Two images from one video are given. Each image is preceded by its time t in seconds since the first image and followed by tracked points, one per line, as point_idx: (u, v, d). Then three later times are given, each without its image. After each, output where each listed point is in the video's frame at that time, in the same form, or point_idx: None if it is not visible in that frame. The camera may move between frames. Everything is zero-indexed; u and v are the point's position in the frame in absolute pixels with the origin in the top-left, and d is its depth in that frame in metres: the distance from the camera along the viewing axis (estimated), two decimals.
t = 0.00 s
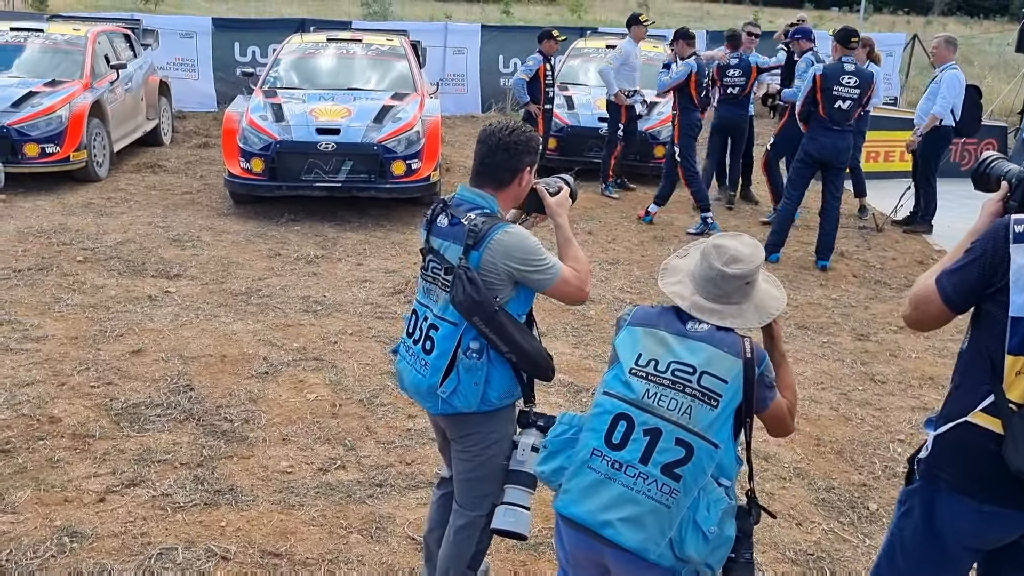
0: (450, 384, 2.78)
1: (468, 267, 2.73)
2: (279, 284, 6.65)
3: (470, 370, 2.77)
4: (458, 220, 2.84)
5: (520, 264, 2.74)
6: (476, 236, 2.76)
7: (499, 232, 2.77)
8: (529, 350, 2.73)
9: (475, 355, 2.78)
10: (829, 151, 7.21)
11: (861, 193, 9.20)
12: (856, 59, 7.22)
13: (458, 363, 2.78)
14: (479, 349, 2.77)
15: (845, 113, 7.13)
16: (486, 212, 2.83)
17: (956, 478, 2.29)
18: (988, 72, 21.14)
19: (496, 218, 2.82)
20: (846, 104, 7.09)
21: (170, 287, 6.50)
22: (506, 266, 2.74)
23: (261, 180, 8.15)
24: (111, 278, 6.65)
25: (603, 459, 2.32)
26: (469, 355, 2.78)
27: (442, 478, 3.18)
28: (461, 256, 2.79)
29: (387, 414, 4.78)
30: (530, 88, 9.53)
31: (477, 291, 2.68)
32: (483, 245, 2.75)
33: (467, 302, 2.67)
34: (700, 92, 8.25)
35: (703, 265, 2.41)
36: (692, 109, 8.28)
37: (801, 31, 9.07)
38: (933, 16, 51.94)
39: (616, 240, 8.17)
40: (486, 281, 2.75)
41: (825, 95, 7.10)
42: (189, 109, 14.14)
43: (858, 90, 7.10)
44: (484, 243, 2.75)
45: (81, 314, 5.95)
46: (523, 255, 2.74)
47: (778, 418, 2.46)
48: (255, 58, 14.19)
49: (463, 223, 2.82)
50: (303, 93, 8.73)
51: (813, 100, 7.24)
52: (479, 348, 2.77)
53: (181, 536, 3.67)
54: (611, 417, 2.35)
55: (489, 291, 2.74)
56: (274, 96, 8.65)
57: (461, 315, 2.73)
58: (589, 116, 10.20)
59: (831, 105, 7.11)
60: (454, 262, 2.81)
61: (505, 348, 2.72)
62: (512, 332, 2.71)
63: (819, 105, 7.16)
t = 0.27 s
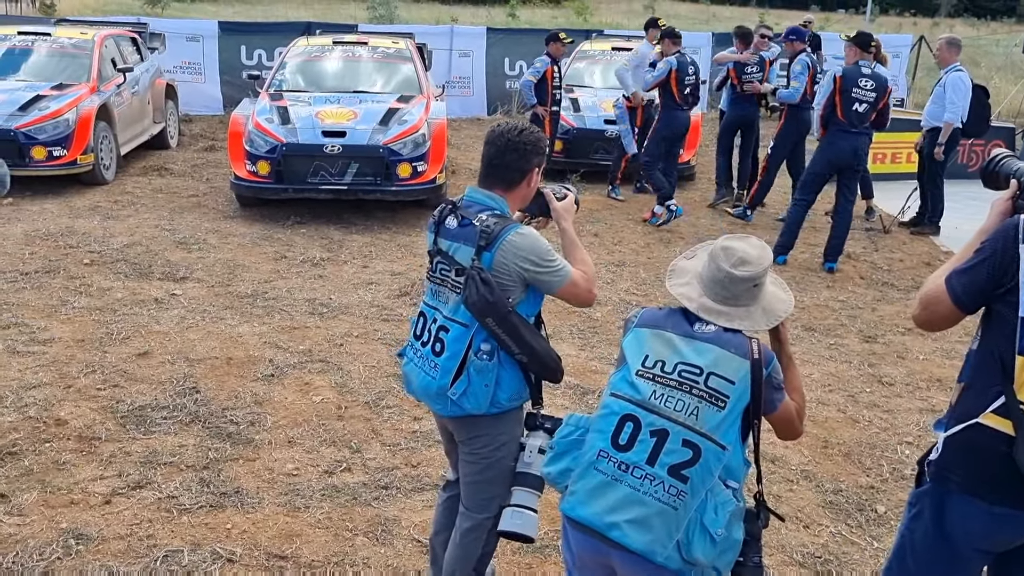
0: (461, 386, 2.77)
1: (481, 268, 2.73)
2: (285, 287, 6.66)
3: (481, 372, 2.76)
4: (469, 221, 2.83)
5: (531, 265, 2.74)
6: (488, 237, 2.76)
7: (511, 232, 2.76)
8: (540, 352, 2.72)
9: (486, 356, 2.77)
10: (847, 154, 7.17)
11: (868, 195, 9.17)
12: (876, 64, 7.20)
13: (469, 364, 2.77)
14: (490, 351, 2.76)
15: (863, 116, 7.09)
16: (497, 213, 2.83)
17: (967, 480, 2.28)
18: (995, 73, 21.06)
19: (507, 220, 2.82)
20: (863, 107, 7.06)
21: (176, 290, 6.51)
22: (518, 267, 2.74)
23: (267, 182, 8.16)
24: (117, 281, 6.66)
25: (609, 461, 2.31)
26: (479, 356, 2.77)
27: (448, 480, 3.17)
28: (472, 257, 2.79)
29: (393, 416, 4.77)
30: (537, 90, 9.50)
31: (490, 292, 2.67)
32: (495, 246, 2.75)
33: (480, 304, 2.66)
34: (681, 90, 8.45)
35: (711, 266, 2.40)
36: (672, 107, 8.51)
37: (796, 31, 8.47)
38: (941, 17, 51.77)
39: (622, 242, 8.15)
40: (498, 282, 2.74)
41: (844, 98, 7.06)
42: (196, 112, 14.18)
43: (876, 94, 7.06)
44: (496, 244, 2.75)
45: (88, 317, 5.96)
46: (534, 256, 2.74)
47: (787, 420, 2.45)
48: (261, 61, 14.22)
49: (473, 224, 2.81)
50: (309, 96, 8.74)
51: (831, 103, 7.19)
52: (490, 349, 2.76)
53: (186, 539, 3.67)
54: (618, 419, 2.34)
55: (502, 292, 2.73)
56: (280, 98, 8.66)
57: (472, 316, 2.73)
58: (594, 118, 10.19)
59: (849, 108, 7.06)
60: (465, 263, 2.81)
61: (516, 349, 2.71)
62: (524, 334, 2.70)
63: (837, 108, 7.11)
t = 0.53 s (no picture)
0: (465, 387, 2.76)
1: (485, 270, 2.72)
2: (286, 291, 6.65)
3: (485, 373, 2.75)
4: (470, 223, 2.82)
5: (536, 266, 2.74)
6: (491, 239, 2.75)
7: (515, 233, 2.77)
8: (546, 352, 2.71)
9: (490, 357, 2.76)
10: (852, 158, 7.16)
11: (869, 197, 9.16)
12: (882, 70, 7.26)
13: (473, 366, 2.76)
14: (494, 353, 2.76)
15: (868, 120, 7.08)
16: (499, 215, 2.82)
17: (971, 482, 2.27)
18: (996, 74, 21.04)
19: (509, 221, 2.82)
20: (868, 111, 7.05)
21: (177, 294, 6.50)
22: (523, 268, 2.74)
23: (268, 187, 8.15)
24: (118, 286, 6.66)
25: (612, 463, 2.30)
26: (484, 358, 2.76)
27: (450, 483, 3.16)
28: (476, 259, 2.78)
29: (393, 420, 4.76)
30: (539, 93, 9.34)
31: (496, 294, 2.66)
32: (499, 248, 2.75)
33: (486, 306, 2.66)
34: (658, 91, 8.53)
35: (713, 268, 2.39)
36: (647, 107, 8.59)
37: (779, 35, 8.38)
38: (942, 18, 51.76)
39: (623, 245, 8.14)
40: (502, 283, 2.74)
41: (850, 103, 7.03)
42: (196, 117, 14.19)
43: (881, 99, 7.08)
44: (500, 246, 2.75)
45: (89, 322, 5.95)
46: (539, 257, 2.74)
47: (789, 423, 2.43)
48: (262, 66, 14.22)
49: (476, 226, 2.81)
50: (309, 100, 8.74)
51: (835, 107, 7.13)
52: (494, 351, 2.76)
53: (187, 543, 3.66)
54: (620, 420, 2.33)
55: (507, 293, 2.73)
56: (281, 103, 8.67)
57: (477, 318, 2.72)
58: (595, 120, 10.18)
59: (855, 112, 7.03)
60: (468, 266, 2.80)
61: (522, 350, 2.70)
62: (529, 334, 2.70)
63: (842, 112, 7.06)
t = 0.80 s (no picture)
0: (460, 410, 2.76)
1: (480, 293, 2.72)
2: (280, 315, 6.64)
3: (480, 396, 2.75)
4: (464, 246, 2.82)
5: (530, 288, 2.75)
6: (486, 262, 2.76)
7: (509, 256, 2.77)
8: (542, 374, 2.71)
9: (486, 380, 2.76)
10: (846, 181, 7.19)
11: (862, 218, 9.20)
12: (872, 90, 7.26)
13: (468, 389, 2.76)
14: (490, 375, 2.76)
15: (861, 143, 7.14)
16: (493, 238, 2.83)
17: (969, 503, 2.26)
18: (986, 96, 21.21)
19: (503, 244, 2.82)
20: (862, 134, 7.10)
21: (171, 320, 6.49)
22: (518, 291, 2.75)
23: (262, 212, 8.16)
24: (112, 312, 6.65)
25: (606, 485, 2.28)
26: (479, 380, 2.76)
27: (445, 507, 3.14)
28: (470, 282, 2.78)
29: (388, 444, 4.74)
30: (533, 118, 9.34)
31: (492, 317, 2.66)
32: (493, 271, 2.76)
33: (481, 329, 2.66)
34: (621, 110, 8.80)
35: (707, 289, 2.39)
36: (610, 126, 8.88)
37: (750, 57, 8.40)
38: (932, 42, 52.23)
39: (617, 267, 8.16)
40: (498, 305, 2.75)
41: (843, 126, 7.09)
42: (191, 143, 14.23)
43: (875, 121, 7.12)
44: (495, 268, 2.75)
45: (82, 348, 5.93)
46: (534, 279, 2.75)
47: (786, 444, 2.44)
48: (257, 92, 14.28)
49: (470, 249, 2.80)
50: (304, 126, 8.77)
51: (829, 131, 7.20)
52: (489, 373, 2.75)
53: (179, 571, 3.63)
54: (614, 442, 2.32)
55: (502, 315, 2.74)
56: (275, 128, 8.70)
57: (472, 341, 2.72)
58: (588, 144, 10.23)
59: (848, 136, 7.10)
60: (462, 289, 2.79)
61: (518, 373, 2.70)
62: (525, 356, 2.69)
63: (835, 136, 7.14)
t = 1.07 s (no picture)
0: (434, 428, 2.74)
1: (453, 310, 2.72)
2: (252, 335, 6.59)
3: (454, 414, 2.74)
4: (437, 264, 2.82)
5: (503, 305, 2.75)
6: (458, 279, 2.76)
7: (481, 273, 2.77)
8: (515, 391, 2.71)
9: (459, 398, 2.75)
10: (813, 196, 7.28)
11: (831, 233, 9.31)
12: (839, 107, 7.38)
13: (442, 407, 2.75)
14: (463, 393, 2.75)
15: (829, 159, 7.23)
16: (465, 255, 2.83)
17: (939, 513, 2.28)
18: (950, 113, 21.58)
19: (475, 261, 2.83)
20: (829, 150, 7.19)
21: (141, 340, 6.42)
22: (491, 309, 2.75)
23: (233, 231, 8.11)
24: (80, 333, 6.56)
25: (581, 500, 2.28)
26: (453, 398, 2.75)
27: (419, 525, 3.12)
28: (443, 300, 2.78)
29: (361, 464, 4.70)
30: (504, 137, 9.38)
31: (465, 335, 2.66)
32: (466, 288, 2.75)
33: (454, 347, 2.65)
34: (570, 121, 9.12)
35: (680, 305, 2.40)
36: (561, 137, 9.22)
37: (700, 74, 8.59)
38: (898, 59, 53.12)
39: (590, 284, 8.19)
40: (470, 323, 2.75)
41: (812, 143, 7.16)
42: (161, 162, 14.14)
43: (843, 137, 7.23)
44: (467, 286, 2.75)
45: (49, 369, 5.85)
46: (506, 295, 2.75)
47: (758, 458, 2.45)
48: (228, 110, 14.21)
49: (443, 267, 2.80)
50: (276, 144, 8.75)
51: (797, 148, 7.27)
52: (463, 391, 2.75)
53: None
54: (589, 457, 2.32)
55: (475, 332, 2.74)
56: (246, 147, 8.66)
57: (445, 359, 2.71)
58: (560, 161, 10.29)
59: (816, 152, 7.18)
60: (434, 307, 2.79)
61: (491, 390, 2.69)
62: (498, 373, 2.69)
63: (804, 153, 7.21)
